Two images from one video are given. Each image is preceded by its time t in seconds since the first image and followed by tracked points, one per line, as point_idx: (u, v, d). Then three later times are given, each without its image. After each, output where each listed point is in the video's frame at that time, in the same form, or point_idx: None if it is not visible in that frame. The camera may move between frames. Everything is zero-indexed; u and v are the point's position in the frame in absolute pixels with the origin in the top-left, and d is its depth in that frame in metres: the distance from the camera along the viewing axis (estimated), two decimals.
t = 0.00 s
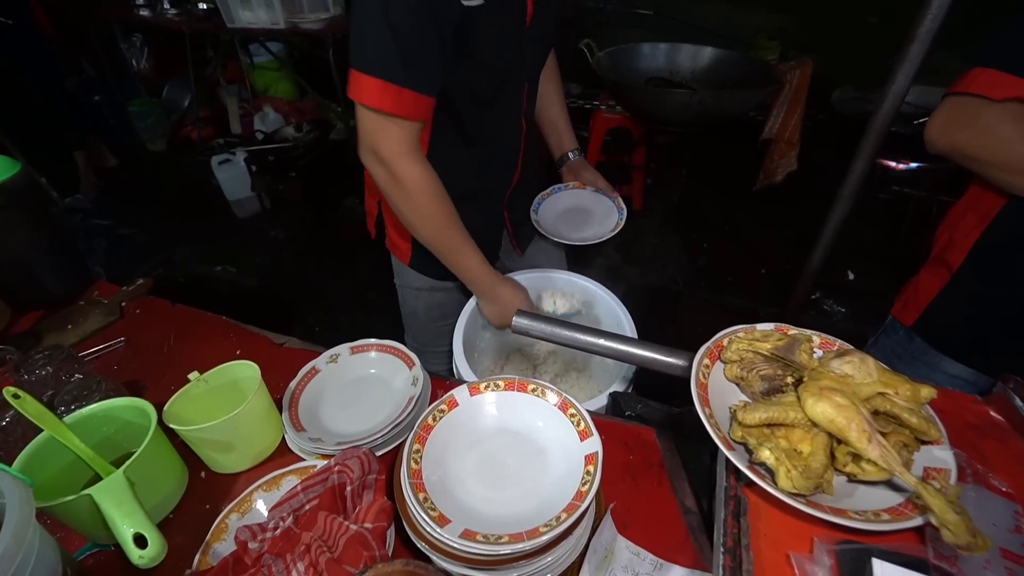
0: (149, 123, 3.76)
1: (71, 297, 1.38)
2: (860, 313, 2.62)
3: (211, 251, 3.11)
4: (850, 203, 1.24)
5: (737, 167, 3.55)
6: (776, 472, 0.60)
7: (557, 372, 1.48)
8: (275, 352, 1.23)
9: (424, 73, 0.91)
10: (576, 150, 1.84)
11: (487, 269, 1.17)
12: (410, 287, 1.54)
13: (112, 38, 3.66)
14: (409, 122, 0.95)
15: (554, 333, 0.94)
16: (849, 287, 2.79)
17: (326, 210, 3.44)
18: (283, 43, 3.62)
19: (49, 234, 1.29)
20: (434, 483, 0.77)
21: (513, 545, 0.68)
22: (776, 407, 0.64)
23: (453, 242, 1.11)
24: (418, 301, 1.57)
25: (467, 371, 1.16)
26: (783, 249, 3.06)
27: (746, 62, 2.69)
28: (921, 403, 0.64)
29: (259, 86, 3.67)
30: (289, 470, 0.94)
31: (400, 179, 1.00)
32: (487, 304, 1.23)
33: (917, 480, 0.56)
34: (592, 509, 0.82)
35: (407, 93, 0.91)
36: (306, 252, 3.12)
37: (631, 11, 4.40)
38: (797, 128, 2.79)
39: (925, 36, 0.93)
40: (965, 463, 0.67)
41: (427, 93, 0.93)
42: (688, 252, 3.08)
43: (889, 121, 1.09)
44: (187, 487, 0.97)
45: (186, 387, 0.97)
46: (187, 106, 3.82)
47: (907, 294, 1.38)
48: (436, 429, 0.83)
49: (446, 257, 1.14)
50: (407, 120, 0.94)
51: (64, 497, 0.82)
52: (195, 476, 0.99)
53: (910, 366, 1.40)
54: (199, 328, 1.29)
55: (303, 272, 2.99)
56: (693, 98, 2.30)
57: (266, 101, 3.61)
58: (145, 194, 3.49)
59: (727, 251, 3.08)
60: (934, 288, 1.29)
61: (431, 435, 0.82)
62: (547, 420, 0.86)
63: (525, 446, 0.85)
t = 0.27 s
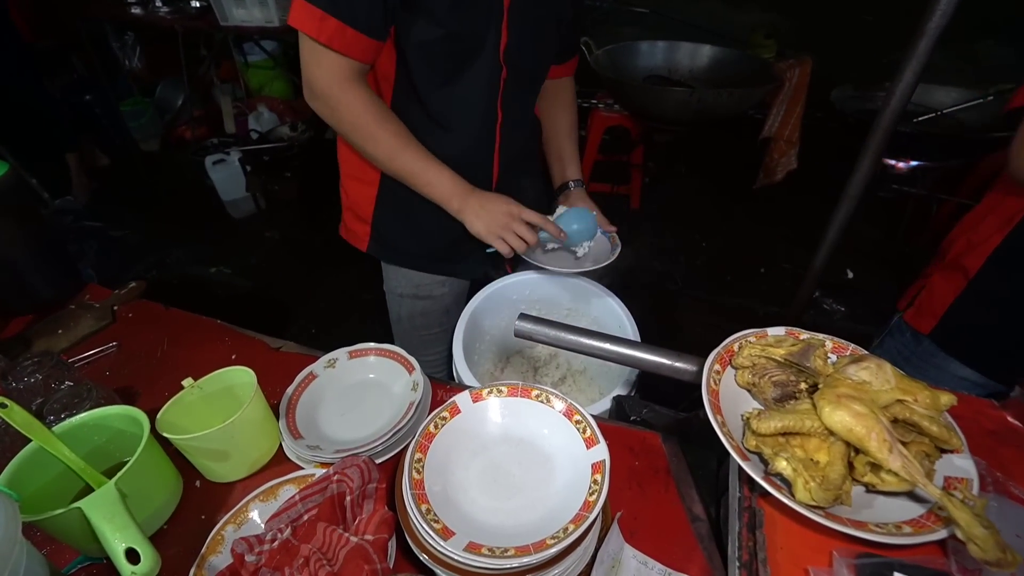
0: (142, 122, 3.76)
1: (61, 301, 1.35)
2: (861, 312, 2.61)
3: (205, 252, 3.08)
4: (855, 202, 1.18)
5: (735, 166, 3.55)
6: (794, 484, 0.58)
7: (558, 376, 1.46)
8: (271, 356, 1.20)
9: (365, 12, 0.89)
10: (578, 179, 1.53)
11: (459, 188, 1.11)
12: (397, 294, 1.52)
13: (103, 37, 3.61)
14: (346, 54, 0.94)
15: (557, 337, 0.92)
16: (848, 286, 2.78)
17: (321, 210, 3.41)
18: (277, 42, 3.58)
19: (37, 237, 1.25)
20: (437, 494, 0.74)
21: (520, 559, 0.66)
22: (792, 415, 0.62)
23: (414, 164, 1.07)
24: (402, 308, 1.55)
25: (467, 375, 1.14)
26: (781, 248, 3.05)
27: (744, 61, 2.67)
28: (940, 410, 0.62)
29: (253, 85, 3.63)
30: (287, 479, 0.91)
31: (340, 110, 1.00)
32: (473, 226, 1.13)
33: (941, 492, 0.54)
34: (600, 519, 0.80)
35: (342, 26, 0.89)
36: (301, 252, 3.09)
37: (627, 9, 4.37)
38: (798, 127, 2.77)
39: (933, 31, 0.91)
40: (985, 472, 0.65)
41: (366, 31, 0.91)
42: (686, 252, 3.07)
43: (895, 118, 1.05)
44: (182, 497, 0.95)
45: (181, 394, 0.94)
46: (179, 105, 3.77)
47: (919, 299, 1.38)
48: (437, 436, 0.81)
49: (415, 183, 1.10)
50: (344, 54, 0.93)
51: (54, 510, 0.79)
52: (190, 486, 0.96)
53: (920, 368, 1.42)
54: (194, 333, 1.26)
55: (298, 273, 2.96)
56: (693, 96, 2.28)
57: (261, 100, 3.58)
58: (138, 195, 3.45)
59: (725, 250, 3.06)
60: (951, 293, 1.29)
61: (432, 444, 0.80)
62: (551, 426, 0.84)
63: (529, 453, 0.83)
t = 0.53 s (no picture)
0: (137, 129, 3.70)
1: (56, 307, 1.35)
2: (855, 319, 2.63)
3: (200, 258, 3.07)
4: (849, 211, 1.20)
5: (729, 174, 3.57)
6: (789, 489, 0.58)
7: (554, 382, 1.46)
8: (268, 362, 1.20)
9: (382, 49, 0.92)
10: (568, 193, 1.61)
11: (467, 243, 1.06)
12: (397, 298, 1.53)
13: (100, 42, 3.61)
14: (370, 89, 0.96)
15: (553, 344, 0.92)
16: (843, 293, 2.80)
17: (318, 216, 3.41)
18: (275, 49, 3.59)
19: (33, 242, 1.25)
20: (433, 500, 0.74)
21: (516, 564, 0.66)
22: (786, 421, 0.62)
23: (420, 211, 1.04)
24: (403, 312, 1.56)
25: (464, 381, 1.14)
26: (776, 254, 3.07)
27: (739, 69, 2.70)
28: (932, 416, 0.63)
29: (250, 91, 3.64)
30: (283, 486, 0.91)
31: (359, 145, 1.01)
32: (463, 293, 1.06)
33: (933, 496, 0.55)
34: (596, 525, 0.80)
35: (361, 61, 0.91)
36: (297, 258, 3.09)
37: (623, 17, 4.41)
38: (791, 135, 2.79)
39: (924, 43, 0.92)
40: (977, 477, 0.66)
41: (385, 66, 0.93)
42: (681, 258, 3.08)
43: (887, 129, 1.07)
44: (177, 503, 0.94)
45: (176, 400, 0.94)
46: (176, 110, 3.77)
47: (923, 311, 1.39)
48: (434, 443, 0.81)
49: (421, 232, 1.07)
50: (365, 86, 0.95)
51: (47, 516, 0.78)
52: (185, 492, 0.96)
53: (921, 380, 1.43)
54: (189, 338, 1.26)
55: (294, 279, 2.95)
56: (688, 104, 2.30)
57: (258, 106, 3.60)
58: (132, 200, 3.44)
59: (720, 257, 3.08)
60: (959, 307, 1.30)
61: (430, 449, 0.80)
62: (548, 432, 0.84)
63: (526, 459, 0.83)
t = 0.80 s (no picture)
0: (140, 132, 3.79)
1: (60, 308, 1.36)
2: (853, 321, 2.64)
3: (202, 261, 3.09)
4: (843, 214, 1.22)
5: (728, 176, 3.59)
6: (777, 484, 0.60)
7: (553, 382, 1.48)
8: (269, 363, 1.22)
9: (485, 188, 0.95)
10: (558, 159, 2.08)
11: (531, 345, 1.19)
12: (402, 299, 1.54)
13: (103, 47, 3.64)
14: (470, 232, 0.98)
15: (550, 344, 0.93)
16: (841, 295, 2.81)
17: (319, 219, 3.43)
18: (276, 53, 3.61)
19: (37, 245, 1.27)
20: (431, 497, 0.76)
21: (512, 559, 0.67)
22: (775, 418, 0.64)
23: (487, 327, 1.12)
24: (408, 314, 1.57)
25: (463, 381, 1.16)
26: (775, 256, 3.09)
27: (737, 74, 2.72)
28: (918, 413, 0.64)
29: (252, 95, 3.65)
30: (283, 484, 0.93)
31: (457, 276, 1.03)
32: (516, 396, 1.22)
33: (917, 491, 0.56)
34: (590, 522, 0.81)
35: (471, 202, 0.95)
36: (298, 261, 3.11)
37: (623, 21, 4.44)
38: (789, 138, 2.81)
39: (915, 48, 0.94)
40: (963, 473, 0.67)
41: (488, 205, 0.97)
42: (680, 260, 3.10)
43: (880, 133, 1.08)
44: (179, 501, 0.96)
45: (178, 400, 0.96)
46: (178, 114, 3.80)
47: (921, 320, 1.39)
48: (433, 441, 0.82)
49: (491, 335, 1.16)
50: (473, 224, 0.98)
51: (52, 513, 0.80)
52: (187, 490, 0.97)
53: (916, 383, 1.44)
54: (191, 340, 1.28)
55: (295, 282, 2.97)
56: (686, 108, 2.32)
57: (260, 110, 3.62)
58: (134, 203, 3.46)
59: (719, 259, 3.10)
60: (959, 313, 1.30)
61: (428, 448, 0.81)
62: (544, 431, 0.85)
63: (522, 458, 0.84)
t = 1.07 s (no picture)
0: (141, 130, 3.67)
1: (61, 304, 1.37)
2: (852, 320, 2.64)
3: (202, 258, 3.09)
4: (840, 213, 1.22)
5: (728, 175, 3.59)
6: (769, 477, 0.60)
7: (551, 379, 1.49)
8: (268, 358, 1.23)
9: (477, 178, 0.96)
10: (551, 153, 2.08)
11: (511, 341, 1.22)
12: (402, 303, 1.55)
13: (104, 44, 3.64)
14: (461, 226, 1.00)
15: (546, 340, 0.94)
16: (840, 294, 2.81)
17: (319, 217, 3.44)
18: (277, 51, 3.62)
19: (38, 240, 1.28)
20: (429, 490, 0.76)
21: (508, 551, 0.68)
22: (769, 413, 0.64)
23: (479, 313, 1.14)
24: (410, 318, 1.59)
25: (461, 377, 1.16)
26: (774, 255, 3.09)
27: (737, 73, 2.72)
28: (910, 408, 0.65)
29: (253, 93, 3.65)
30: (282, 478, 0.93)
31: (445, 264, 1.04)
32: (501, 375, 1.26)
33: (907, 484, 0.57)
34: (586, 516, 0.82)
35: (463, 196, 0.95)
36: (299, 259, 3.11)
37: (624, 20, 4.44)
38: (788, 137, 2.81)
39: (911, 47, 0.95)
40: (954, 467, 0.68)
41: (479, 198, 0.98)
42: (680, 259, 3.10)
43: (877, 132, 1.09)
44: (179, 495, 0.97)
45: (178, 395, 0.96)
46: (179, 112, 3.80)
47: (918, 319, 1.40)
48: (430, 436, 0.83)
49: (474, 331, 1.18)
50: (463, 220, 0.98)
51: (53, 505, 0.81)
52: (187, 484, 0.98)
53: (913, 381, 1.45)
54: (191, 336, 1.29)
55: (295, 279, 2.98)
56: (686, 107, 2.33)
57: (260, 108, 3.62)
58: (134, 201, 3.47)
59: (719, 258, 3.10)
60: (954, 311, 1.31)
61: (426, 442, 0.82)
62: (541, 427, 0.86)
63: (519, 452, 0.85)
